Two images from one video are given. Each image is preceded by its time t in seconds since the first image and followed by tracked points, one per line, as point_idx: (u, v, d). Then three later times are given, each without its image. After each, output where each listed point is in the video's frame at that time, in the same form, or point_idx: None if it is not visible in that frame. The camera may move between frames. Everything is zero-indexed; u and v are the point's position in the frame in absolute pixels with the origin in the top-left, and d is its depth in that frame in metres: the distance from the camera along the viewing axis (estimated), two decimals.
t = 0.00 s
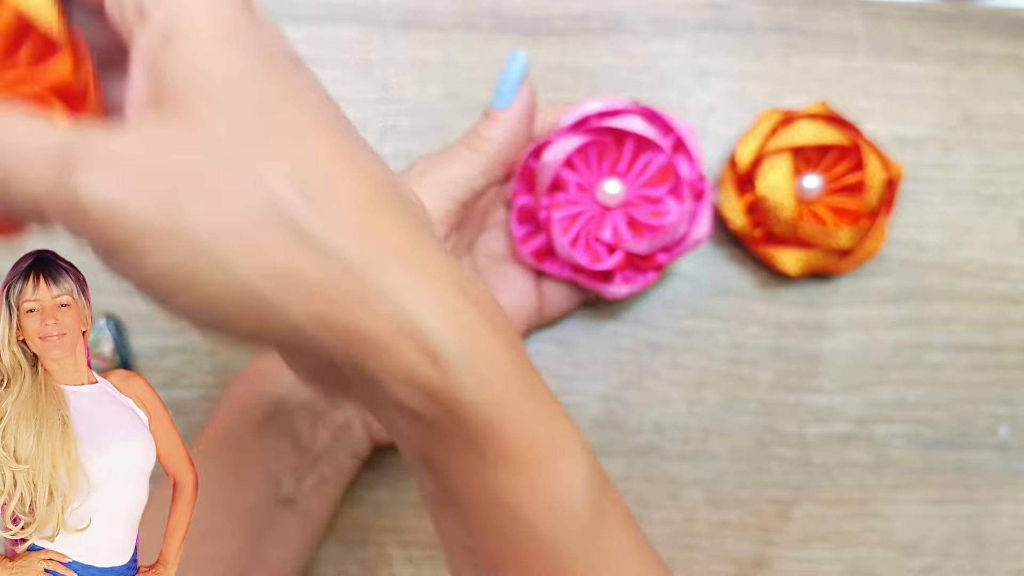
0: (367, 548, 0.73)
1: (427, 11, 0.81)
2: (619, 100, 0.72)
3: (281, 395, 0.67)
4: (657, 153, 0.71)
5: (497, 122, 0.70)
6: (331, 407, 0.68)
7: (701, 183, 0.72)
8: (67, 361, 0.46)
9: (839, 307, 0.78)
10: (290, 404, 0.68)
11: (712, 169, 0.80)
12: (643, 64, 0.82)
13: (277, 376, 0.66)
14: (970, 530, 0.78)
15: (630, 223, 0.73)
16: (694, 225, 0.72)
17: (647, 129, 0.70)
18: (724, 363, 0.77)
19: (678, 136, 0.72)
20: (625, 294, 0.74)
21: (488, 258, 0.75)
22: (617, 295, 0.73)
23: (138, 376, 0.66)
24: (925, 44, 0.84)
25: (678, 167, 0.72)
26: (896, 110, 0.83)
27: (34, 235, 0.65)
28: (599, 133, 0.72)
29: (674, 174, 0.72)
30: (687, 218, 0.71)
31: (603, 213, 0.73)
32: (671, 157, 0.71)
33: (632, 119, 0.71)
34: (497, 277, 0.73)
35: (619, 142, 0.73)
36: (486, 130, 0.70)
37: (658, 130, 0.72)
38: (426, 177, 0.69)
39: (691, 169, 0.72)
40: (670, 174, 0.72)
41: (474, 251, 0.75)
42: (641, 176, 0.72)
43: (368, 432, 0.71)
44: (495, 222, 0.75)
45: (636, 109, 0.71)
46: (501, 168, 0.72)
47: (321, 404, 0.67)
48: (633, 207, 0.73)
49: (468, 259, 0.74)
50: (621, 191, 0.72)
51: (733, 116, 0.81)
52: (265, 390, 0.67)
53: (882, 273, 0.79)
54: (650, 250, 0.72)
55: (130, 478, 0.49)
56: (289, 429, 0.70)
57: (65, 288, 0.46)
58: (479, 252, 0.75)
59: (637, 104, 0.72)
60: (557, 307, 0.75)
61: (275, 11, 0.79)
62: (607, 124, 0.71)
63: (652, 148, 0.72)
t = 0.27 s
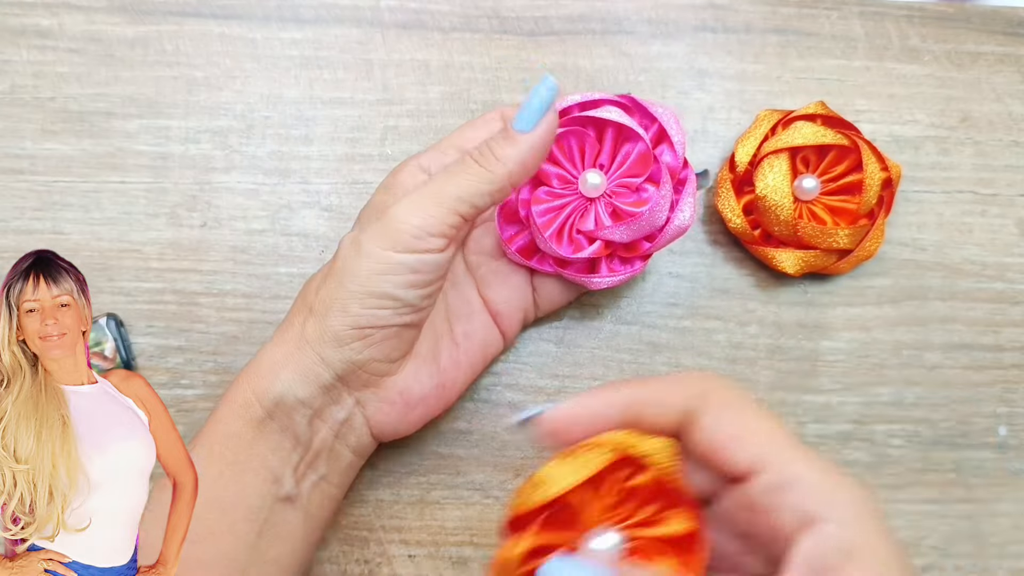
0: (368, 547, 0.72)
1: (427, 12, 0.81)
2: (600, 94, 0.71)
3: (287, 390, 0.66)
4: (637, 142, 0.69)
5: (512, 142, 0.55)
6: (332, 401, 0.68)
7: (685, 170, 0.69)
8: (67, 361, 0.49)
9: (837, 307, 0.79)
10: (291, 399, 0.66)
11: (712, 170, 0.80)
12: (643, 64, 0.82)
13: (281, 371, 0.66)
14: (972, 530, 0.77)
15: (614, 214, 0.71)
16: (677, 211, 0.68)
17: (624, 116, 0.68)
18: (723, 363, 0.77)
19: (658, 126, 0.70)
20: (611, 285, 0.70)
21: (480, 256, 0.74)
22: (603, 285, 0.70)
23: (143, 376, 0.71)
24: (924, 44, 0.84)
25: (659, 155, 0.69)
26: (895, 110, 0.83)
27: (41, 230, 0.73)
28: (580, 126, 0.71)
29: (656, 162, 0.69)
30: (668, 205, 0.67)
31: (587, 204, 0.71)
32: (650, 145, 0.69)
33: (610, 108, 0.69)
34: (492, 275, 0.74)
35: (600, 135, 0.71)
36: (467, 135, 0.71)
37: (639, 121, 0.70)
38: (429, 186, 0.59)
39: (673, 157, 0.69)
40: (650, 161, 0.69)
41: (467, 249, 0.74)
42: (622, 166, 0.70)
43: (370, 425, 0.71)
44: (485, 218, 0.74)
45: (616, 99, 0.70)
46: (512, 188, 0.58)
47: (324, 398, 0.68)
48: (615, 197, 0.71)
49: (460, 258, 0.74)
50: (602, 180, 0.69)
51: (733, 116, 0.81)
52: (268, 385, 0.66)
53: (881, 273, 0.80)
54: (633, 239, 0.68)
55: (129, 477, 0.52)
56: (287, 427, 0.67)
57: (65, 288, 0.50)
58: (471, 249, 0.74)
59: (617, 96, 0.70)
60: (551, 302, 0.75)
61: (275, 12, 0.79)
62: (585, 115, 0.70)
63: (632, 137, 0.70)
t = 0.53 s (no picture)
0: (368, 547, 0.72)
1: (427, 12, 0.81)
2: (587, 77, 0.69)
3: (288, 391, 0.65)
4: (629, 121, 0.68)
5: (475, 111, 0.60)
6: (333, 402, 0.68)
7: (675, 148, 0.69)
8: (67, 360, 0.49)
9: (837, 307, 0.79)
10: (291, 400, 0.66)
11: (712, 170, 0.80)
12: (643, 64, 0.82)
13: (281, 372, 0.65)
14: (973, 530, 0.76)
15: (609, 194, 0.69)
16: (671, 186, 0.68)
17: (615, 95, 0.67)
18: (723, 362, 0.77)
19: (648, 104, 0.69)
20: (612, 261, 0.69)
21: (475, 249, 0.73)
22: (603, 260, 0.69)
23: (143, 376, 0.71)
24: (924, 44, 0.84)
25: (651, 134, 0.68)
26: (895, 110, 0.83)
27: (41, 231, 0.74)
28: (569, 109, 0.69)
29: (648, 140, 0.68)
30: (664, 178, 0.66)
31: (582, 184, 0.69)
32: (641, 122, 0.67)
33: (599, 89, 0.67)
34: (488, 267, 0.73)
35: (590, 116, 0.69)
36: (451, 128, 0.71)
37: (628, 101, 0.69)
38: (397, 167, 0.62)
39: (663, 135, 0.68)
40: (644, 139, 0.67)
41: (462, 242, 0.73)
42: (615, 146, 0.68)
43: (371, 425, 0.70)
44: (478, 212, 0.74)
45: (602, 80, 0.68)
46: (479, 157, 0.62)
47: (325, 399, 0.67)
48: (610, 176, 0.69)
49: (455, 251, 0.73)
50: (594, 161, 0.67)
51: (733, 116, 0.82)
52: (269, 386, 0.66)
53: (880, 273, 0.80)
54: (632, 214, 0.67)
55: (130, 477, 0.52)
56: (288, 427, 0.67)
57: (65, 288, 0.50)
58: (466, 242, 0.73)
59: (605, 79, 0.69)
60: (551, 289, 0.75)
61: (275, 12, 0.79)
62: (574, 97, 0.68)
63: (622, 116, 0.68)
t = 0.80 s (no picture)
0: (368, 546, 0.72)
1: (427, 12, 0.81)
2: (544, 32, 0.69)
3: (265, 382, 0.66)
4: (592, 73, 0.68)
5: (414, 87, 0.60)
6: (313, 388, 0.68)
7: (642, 95, 0.69)
8: (67, 361, 0.49)
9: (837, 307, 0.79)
10: (269, 390, 0.67)
11: (712, 170, 0.80)
12: (643, 64, 0.82)
13: (257, 364, 0.67)
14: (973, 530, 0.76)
15: (579, 147, 0.69)
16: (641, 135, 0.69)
17: (576, 49, 0.67)
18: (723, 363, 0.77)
19: (609, 53, 0.69)
20: (588, 217, 0.70)
21: (449, 225, 0.73)
22: (581, 218, 0.70)
23: (144, 375, 0.71)
24: (924, 44, 0.84)
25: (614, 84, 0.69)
26: (895, 110, 0.83)
27: (42, 232, 0.74)
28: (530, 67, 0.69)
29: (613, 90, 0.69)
30: (633, 128, 0.67)
31: (551, 141, 0.69)
32: (605, 73, 0.68)
33: (559, 43, 0.68)
34: (463, 242, 0.73)
35: (552, 72, 0.69)
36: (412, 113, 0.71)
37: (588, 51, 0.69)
38: (336, 149, 0.62)
39: (629, 84, 0.69)
40: (609, 91, 0.68)
41: (433, 218, 0.73)
42: (579, 100, 0.69)
43: (353, 409, 0.70)
44: (445, 187, 0.74)
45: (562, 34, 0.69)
46: (417, 135, 0.62)
47: (303, 387, 0.67)
48: (579, 130, 0.69)
49: (429, 229, 0.73)
50: (561, 116, 0.68)
51: (733, 116, 0.82)
52: (246, 378, 0.67)
53: (881, 273, 0.80)
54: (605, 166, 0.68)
55: (130, 478, 0.52)
56: (268, 417, 0.67)
57: (65, 288, 0.50)
58: (438, 218, 0.73)
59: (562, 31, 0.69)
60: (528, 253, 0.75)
61: (275, 12, 0.79)
62: (534, 53, 0.68)
63: (585, 68, 0.68)
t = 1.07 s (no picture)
0: (368, 546, 0.72)
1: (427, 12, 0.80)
2: (539, 38, 0.71)
3: (267, 375, 0.66)
4: (585, 79, 0.69)
5: (404, 72, 0.62)
6: (314, 384, 0.68)
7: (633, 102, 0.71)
8: (67, 361, 0.49)
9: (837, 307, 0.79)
10: (270, 384, 0.66)
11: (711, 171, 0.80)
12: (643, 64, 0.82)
13: (259, 358, 0.67)
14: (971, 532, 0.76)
15: (572, 152, 0.71)
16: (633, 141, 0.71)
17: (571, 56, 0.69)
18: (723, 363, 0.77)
19: (601, 60, 0.71)
20: (582, 221, 0.71)
21: (446, 225, 0.74)
22: (574, 222, 0.71)
23: (144, 375, 0.71)
24: (924, 44, 0.84)
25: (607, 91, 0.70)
26: (895, 110, 0.83)
27: (41, 232, 0.74)
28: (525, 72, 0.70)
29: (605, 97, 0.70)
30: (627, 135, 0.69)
31: (545, 146, 0.70)
32: (599, 80, 0.69)
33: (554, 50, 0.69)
34: (462, 240, 0.74)
35: (547, 79, 0.70)
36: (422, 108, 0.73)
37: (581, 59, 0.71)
38: (338, 142, 0.63)
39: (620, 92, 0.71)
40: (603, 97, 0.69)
41: (432, 217, 0.73)
42: (573, 106, 0.70)
43: (355, 404, 0.70)
44: (444, 187, 0.74)
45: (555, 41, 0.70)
46: (415, 117, 0.63)
47: (305, 381, 0.67)
48: (572, 136, 0.70)
49: (426, 229, 0.73)
50: (556, 122, 0.69)
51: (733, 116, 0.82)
52: (247, 373, 0.67)
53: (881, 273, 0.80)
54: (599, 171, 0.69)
55: (130, 478, 0.52)
56: (270, 413, 0.67)
57: (65, 288, 0.50)
58: (436, 217, 0.74)
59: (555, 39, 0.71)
60: (525, 252, 0.76)
61: (275, 12, 0.79)
62: (530, 60, 0.70)
63: (579, 75, 0.69)
